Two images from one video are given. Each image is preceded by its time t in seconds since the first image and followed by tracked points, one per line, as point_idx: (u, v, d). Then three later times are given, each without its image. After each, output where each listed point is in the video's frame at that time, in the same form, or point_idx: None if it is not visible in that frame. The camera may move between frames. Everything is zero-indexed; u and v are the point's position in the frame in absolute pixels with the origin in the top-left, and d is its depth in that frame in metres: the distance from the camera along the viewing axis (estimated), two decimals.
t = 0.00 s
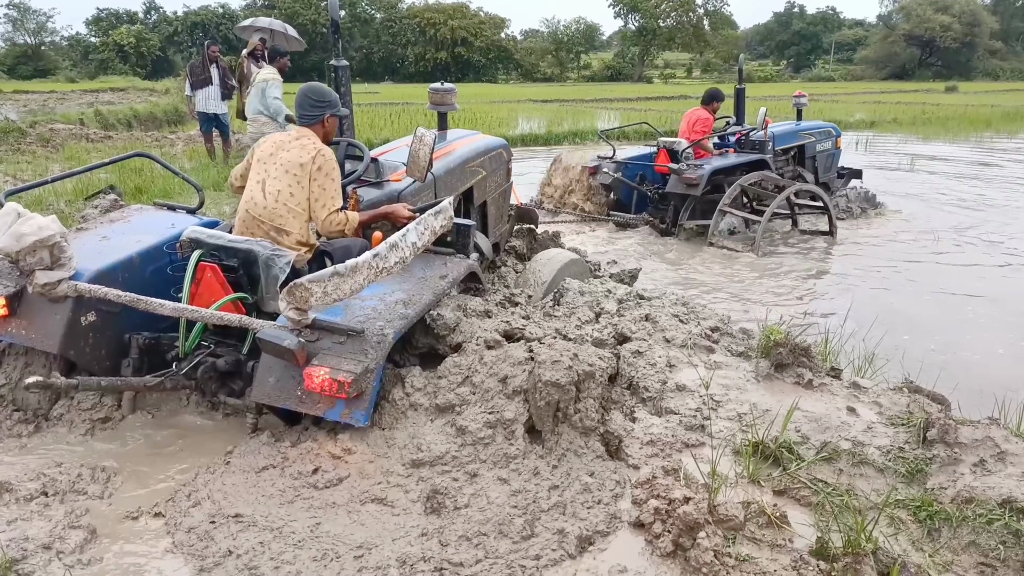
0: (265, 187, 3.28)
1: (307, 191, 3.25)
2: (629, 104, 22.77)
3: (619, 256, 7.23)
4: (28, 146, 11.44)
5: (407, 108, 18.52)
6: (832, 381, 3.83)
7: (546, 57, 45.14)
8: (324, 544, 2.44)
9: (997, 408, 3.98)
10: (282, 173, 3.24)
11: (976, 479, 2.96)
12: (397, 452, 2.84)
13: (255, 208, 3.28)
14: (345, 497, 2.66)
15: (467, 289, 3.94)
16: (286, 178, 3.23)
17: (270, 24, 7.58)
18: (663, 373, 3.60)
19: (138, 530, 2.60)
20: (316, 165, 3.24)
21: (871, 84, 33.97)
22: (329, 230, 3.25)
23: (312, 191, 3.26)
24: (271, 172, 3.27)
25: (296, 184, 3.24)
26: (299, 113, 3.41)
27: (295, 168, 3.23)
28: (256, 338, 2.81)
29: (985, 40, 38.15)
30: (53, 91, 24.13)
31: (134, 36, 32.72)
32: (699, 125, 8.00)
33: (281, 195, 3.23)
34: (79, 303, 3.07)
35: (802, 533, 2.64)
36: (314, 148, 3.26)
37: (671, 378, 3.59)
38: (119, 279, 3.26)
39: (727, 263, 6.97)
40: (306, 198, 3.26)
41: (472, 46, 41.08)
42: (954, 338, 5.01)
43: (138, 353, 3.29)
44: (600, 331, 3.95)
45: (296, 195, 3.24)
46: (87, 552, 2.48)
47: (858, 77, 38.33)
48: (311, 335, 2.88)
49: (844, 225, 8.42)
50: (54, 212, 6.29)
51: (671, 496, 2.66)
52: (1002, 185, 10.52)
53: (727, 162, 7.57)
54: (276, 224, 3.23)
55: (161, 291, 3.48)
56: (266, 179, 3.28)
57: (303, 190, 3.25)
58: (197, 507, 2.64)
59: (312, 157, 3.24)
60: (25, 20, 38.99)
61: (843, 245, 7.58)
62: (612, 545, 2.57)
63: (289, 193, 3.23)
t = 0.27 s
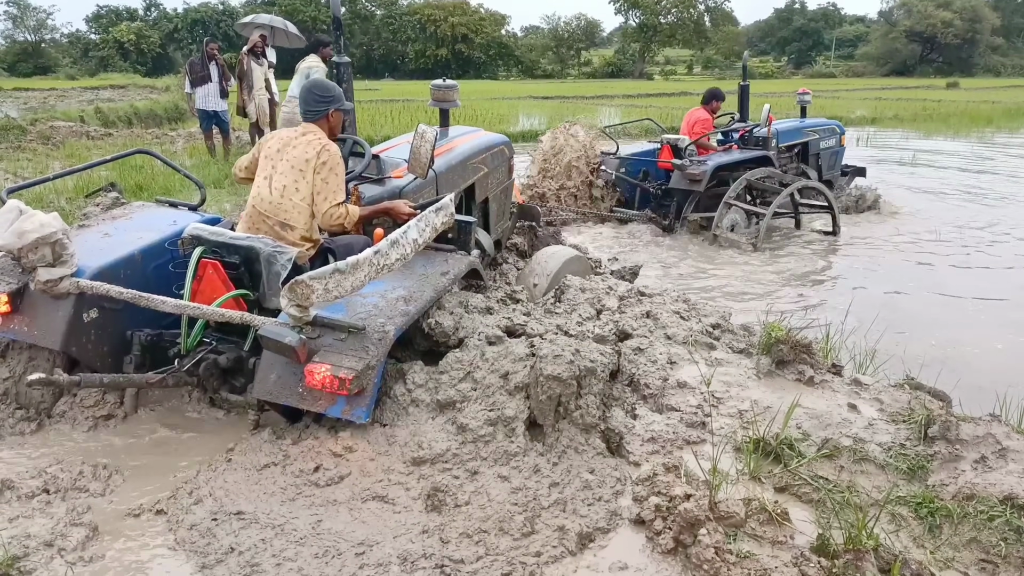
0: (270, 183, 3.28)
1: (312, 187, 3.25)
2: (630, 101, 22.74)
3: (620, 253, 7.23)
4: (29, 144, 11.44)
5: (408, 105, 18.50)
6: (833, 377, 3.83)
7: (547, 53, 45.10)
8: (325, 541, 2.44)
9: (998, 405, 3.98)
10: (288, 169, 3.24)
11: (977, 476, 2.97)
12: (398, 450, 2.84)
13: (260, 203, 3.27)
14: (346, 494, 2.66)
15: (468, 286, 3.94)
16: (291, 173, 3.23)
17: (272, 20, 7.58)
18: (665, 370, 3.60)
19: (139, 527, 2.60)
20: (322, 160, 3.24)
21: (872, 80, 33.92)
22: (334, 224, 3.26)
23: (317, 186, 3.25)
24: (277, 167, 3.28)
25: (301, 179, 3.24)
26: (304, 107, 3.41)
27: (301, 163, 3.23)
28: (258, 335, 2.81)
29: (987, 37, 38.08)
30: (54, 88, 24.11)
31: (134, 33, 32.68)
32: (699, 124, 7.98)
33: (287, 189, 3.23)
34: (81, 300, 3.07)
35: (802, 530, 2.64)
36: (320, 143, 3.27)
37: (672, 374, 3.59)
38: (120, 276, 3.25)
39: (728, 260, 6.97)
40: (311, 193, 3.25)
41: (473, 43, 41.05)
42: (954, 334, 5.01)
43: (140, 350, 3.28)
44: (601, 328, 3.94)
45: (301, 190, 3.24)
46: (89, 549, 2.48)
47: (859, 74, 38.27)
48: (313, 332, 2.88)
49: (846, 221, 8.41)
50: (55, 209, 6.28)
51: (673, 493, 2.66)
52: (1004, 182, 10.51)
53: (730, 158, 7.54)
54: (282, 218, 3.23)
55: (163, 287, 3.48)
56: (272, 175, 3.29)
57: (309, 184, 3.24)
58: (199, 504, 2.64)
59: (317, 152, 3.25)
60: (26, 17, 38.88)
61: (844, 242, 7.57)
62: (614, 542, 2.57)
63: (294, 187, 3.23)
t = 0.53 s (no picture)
0: (257, 185, 3.27)
1: (299, 187, 3.23)
2: (624, 97, 22.74)
3: (614, 250, 7.23)
4: (20, 141, 11.37)
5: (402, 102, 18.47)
6: (827, 373, 3.84)
7: (541, 50, 45.07)
8: (320, 540, 2.44)
9: (991, 401, 3.99)
10: (273, 171, 3.22)
11: (970, 471, 2.98)
12: (392, 448, 2.83)
13: (248, 206, 3.27)
14: (341, 493, 2.65)
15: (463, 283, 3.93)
16: (276, 175, 3.21)
17: (263, 18, 7.57)
18: (659, 367, 3.61)
19: (132, 527, 2.59)
20: (307, 161, 3.20)
21: (865, 77, 33.99)
22: (325, 224, 3.24)
23: (304, 186, 3.23)
24: (262, 169, 3.26)
25: (287, 181, 3.21)
26: (287, 102, 3.40)
27: (286, 164, 3.21)
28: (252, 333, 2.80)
29: (979, 34, 38.20)
30: (45, 86, 23.97)
31: (126, 30, 32.52)
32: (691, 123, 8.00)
33: (273, 192, 3.22)
34: (74, 298, 3.05)
35: (797, 526, 2.65)
36: (304, 143, 3.23)
37: (666, 371, 3.59)
38: (114, 274, 3.24)
39: (722, 257, 6.98)
40: (298, 194, 3.23)
41: (467, 40, 40.92)
42: (947, 330, 5.03)
43: (133, 347, 3.28)
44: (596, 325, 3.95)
45: (287, 191, 3.22)
46: (83, 549, 2.47)
47: (853, 71, 38.36)
48: (307, 329, 2.88)
49: (839, 217, 8.43)
50: (47, 207, 6.25)
51: (667, 490, 2.66)
52: (997, 178, 10.55)
53: (724, 156, 7.54)
54: (269, 221, 3.22)
55: (157, 285, 3.46)
56: (258, 177, 3.28)
57: (295, 185, 3.22)
58: (193, 504, 2.63)
59: (302, 153, 3.21)
60: (17, 14, 38.62)
61: (838, 238, 7.59)
62: (609, 539, 2.57)
63: (280, 189, 3.21)
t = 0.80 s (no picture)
0: (250, 181, 3.25)
1: (292, 182, 3.21)
2: (624, 94, 22.72)
3: (614, 246, 7.23)
4: (19, 138, 11.35)
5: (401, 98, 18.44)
6: (826, 369, 3.84)
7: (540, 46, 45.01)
8: (318, 537, 2.43)
9: (989, 396, 3.99)
10: (265, 166, 3.20)
11: (970, 467, 2.98)
12: (391, 445, 2.83)
13: (244, 203, 3.26)
14: (340, 490, 2.65)
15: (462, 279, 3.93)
16: (269, 171, 3.19)
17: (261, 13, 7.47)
18: (658, 363, 3.61)
19: (131, 524, 2.59)
20: (299, 155, 3.18)
21: (864, 73, 33.97)
22: (324, 219, 3.24)
23: (299, 181, 3.21)
24: (255, 165, 3.24)
25: (281, 176, 3.19)
26: (275, 93, 3.36)
27: (278, 159, 3.18)
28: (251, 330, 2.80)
29: (979, 28, 38.17)
30: (44, 82, 23.92)
31: (124, 27, 32.42)
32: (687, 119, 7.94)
33: (267, 188, 3.20)
34: (72, 295, 3.05)
35: (796, 522, 2.65)
36: (295, 136, 3.20)
37: (665, 368, 3.59)
38: (112, 271, 3.23)
39: (721, 253, 6.97)
40: (293, 189, 3.22)
41: (466, 36, 40.77)
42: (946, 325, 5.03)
43: (132, 345, 3.26)
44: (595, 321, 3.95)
45: (282, 187, 3.20)
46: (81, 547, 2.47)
47: (852, 66, 38.34)
48: (306, 326, 2.87)
49: (839, 213, 8.43)
50: (45, 204, 6.24)
51: (666, 486, 2.66)
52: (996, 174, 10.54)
53: (721, 152, 7.54)
54: (266, 218, 3.21)
55: (156, 281, 3.46)
56: (251, 173, 3.25)
57: (289, 181, 3.20)
58: (191, 501, 2.63)
59: (293, 147, 3.18)
60: (15, 10, 38.51)
61: (837, 234, 7.58)
62: (609, 535, 2.57)
63: (275, 185, 3.20)
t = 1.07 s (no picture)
0: (247, 177, 3.24)
1: (288, 176, 3.20)
2: (625, 85, 22.65)
3: (616, 238, 7.21)
4: (20, 132, 11.33)
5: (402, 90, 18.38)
6: (829, 361, 3.83)
7: (541, 38, 44.86)
8: (322, 530, 2.44)
9: (993, 387, 3.99)
10: (260, 162, 3.19)
11: (973, 458, 2.97)
12: (394, 438, 2.83)
13: (242, 199, 3.27)
14: (342, 483, 2.65)
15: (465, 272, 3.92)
16: (265, 167, 3.18)
17: (263, 6, 7.44)
18: (660, 356, 3.60)
19: (134, 518, 2.59)
20: (292, 149, 3.16)
21: (867, 64, 33.82)
22: (325, 210, 3.24)
23: (295, 174, 3.20)
24: (249, 161, 3.23)
25: (277, 171, 3.18)
26: (263, 83, 3.30)
27: (272, 154, 3.17)
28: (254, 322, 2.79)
29: (982, 19, 38.00)
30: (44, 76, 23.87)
31: (125, 20, 32.32)
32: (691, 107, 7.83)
33: (264, 183, 3.20)
34: (77, 288, 3.05)
35: (799, 514, 2.64)
36: (286, 129, 3.17)
37: (668, 360, 3.59)
38: (116, 264, 3.23)
39: (724, 245, 6.96)
40: (290, 182, 3.21)
41: (467, 28, 40.61)
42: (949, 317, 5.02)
43: (137, 337, 3.24)
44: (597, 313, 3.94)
45: (279, 181, 3.19)
46: (85, 540, 2.47)
47: (855, 56, 38.20)
48: (310, 318, 2.87)
49: (841, 204, 8.40)
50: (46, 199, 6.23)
51: (668, 479, 2.66)
52: (999, 164, 10.50)
53: (726, 143, 7.53)
54: (265, 213, 3.22)
55: (159, 274, 3.45)
56: (246, 169, 3.25)
57: (285, 174, 3.19)
58: (194, 494, 2.63)
59: (286, 141, 3.15)
60: (14, 4, 38.38)
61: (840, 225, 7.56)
62: (611, 528, 2.57)
63: (271, 180, 3.19)
